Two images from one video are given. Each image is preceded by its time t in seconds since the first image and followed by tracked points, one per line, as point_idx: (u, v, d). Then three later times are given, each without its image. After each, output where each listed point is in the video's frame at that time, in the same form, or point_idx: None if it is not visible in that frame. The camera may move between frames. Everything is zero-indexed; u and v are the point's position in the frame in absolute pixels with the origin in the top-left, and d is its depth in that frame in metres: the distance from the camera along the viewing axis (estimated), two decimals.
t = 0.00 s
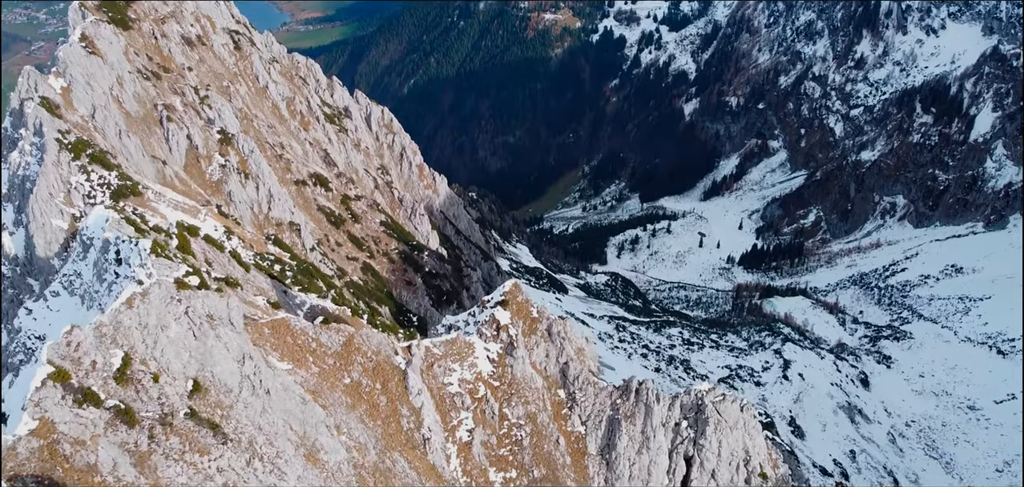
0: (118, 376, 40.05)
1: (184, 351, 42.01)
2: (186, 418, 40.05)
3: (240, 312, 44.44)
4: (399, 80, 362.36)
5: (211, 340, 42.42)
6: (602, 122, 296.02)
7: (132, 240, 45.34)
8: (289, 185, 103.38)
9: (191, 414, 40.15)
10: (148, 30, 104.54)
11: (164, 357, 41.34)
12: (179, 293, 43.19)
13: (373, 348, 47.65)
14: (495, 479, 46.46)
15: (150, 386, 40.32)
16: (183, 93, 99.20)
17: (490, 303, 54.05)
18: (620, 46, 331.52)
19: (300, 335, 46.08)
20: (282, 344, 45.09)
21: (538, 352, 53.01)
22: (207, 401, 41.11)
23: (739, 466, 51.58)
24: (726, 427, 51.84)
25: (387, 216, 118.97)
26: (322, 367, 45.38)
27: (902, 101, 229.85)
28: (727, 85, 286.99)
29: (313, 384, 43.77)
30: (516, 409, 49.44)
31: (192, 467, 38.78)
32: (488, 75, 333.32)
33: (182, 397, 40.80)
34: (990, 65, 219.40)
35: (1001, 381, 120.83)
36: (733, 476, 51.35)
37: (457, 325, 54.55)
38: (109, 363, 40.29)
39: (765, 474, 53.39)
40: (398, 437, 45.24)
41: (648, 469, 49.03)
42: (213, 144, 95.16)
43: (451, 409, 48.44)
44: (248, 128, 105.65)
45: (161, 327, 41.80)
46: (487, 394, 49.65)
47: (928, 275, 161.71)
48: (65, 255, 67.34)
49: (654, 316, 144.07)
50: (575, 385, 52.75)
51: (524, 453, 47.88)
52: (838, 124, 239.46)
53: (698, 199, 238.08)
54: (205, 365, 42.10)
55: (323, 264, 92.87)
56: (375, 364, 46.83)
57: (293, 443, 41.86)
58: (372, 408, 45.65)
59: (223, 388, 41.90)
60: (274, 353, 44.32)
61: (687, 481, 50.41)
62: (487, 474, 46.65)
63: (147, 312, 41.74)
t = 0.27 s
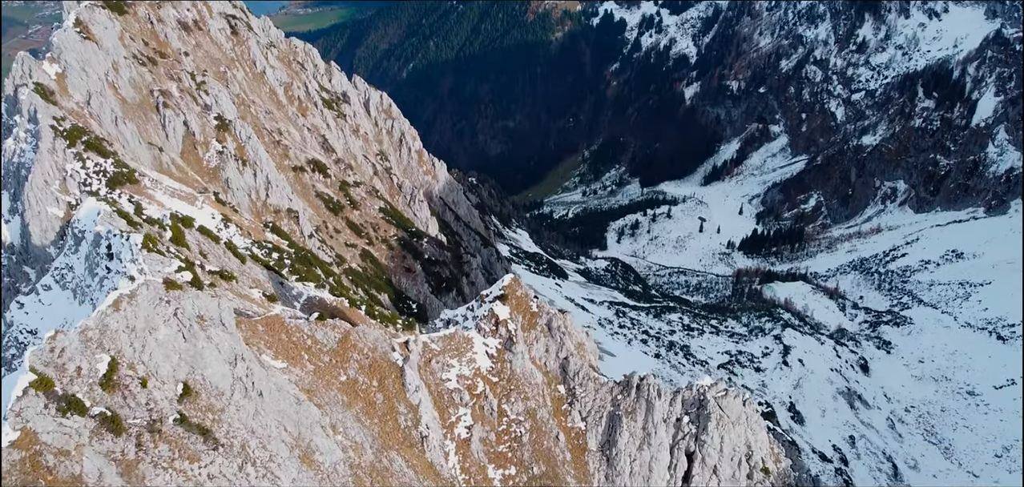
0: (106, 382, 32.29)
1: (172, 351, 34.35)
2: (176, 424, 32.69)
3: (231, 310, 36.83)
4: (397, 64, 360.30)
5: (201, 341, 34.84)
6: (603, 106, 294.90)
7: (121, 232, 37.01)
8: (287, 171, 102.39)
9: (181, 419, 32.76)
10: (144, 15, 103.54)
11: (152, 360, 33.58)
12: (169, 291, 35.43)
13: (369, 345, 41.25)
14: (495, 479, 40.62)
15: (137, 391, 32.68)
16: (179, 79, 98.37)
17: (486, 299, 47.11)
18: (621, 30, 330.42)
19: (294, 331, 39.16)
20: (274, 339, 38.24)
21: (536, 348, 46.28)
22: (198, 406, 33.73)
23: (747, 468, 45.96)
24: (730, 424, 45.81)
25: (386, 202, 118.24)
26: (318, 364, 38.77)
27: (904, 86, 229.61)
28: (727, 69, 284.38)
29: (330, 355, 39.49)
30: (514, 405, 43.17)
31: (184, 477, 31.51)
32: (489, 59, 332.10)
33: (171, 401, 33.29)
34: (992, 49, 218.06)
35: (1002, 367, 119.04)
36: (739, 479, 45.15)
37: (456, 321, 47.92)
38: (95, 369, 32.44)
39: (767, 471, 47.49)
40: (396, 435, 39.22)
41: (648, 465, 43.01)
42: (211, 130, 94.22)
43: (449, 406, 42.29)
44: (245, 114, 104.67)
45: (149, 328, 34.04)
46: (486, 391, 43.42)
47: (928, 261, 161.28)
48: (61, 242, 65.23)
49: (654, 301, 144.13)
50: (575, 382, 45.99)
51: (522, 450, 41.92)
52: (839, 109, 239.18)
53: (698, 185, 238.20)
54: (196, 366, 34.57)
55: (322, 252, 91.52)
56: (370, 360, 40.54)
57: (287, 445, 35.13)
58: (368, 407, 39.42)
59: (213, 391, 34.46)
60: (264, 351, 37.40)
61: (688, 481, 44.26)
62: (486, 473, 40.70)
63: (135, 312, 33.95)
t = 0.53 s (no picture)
0: (92, 388, 27.40)
1: (160, 352, 29.32)
2: (165, 431, 27.87)
3: (220, 307, 31.58)
4: (396, 47, 357.00)
5: (191, 344, 29.81)
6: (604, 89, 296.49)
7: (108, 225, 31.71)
8: (285, 157, 101.36)
9: (171, 425, 27.97)
10: None
11: (139, 363, 28.66)
12: (158, 292, 30.26)
13: (366, 340, 35.77)
14: (496, 477, 35.02)
15: (124, 398, 27.81)
16: (176, 64, 97.16)
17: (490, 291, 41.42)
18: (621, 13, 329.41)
19: (287, 328, 33.55)
20: (268, 337, 32.72)
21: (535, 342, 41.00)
22: (188, 411, 28.78)
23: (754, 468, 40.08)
24: (732, 422, 40.56)
25: (385, 188, 117.35)
26: (313, 363, 33.34)
27: (906, 69, 229.30)
28: (728, 52, 286.20)
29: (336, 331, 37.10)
30: (515, 402, 37.87)
31: None
32: (489, 40, 330.66)
33: (158, 408, 28.33)
34: (996, 32, 215.41)
35: (1002, 352, 115.48)
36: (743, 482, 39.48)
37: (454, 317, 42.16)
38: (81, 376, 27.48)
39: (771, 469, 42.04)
40: (394, 434, 33.73)
41: (650, 461, 37.88)
42: (208, 116, 92.90)
43: (448, 403, 36.49)
44: (242, 99, 103.52)
45: (137, 331, 28.99)
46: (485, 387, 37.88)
47: (929, 246, 159.84)
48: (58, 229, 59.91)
49: (654, 286, 143.70)
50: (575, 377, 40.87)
51: (523, 447, 36.69)
52: (840, 93, 240.08)
53: (698, 169, 238.27)
54: (184, 367, 29.58)
55: (320, 239, 90.88)
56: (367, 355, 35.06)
57: (279, 447, 30.02)
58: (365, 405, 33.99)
59: (203, 394, 29.46)
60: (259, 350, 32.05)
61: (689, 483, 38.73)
62: (485, 470, 35.24)
63: (121, 315, 28.86)
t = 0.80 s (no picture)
0: (75, 398, 26.17)
1: (148, 358, 27.93)
2: (154, 439, 26.67)
3: (211, 307, 30.11)
4: (395, 30, 351.75)
5: (180, 347, 28.41)
6: (604, 74, 298.71)
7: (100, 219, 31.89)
8: (283, 143, 100.23)
9: (158, 434, 26.77)
10: None
11: (126, 369, 27.32)
12: (146, 294, 28.56)
13: (363, 336, 33.76)
14: (495, 475, 33.03)
15: (111, 406, 26.58)
16: (172, 50, 95.66)
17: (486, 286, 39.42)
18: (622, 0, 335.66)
19: (283, 326, 31.68)
20: (262, 335, 30.90)
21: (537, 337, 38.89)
22: (178, 417, 27.55)
23: (761, 464, 37.50)
24: (734, 417, 38.17)
25: (385, 174, 116.23)
26: (309, 361, 31.50)
27: (908, 54, 230.68)
28: (729, 36, 288.70)
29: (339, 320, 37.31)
30: (515, 398, 35.65)
31: None
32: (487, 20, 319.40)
33: (146, 414, 27.06)
34: (1000, 17, 220.19)
35: (1000, 338, 115.42)
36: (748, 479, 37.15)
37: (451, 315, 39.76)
38: (63, 384, 26.24)
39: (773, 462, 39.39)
40: (391, 433, 31.86)
41: (651, 458, 35.78)
42: (204, 102, 91.40)
43: (445, 400, 34.45)
44: (240, 85, 102.30)
45: (124, 336, 27.56)
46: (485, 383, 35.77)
47: (929, 232, 158.79)
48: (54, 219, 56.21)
49: (654, 272, 143.04)
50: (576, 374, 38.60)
51: (523, 444, 34.58)
52: (842, 76, 242.13)
53: (699, 152, 237.74)
54: (174, 371, 28.25)
55: (318, 226, 89.70)
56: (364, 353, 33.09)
57: (270, 450, 28.72)
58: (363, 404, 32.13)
59: (193, 399, 28.21)
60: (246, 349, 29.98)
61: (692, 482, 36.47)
62: (484, 469, 33.33)
63: (108, 321, 27.40)
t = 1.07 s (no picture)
0: (61, 409, 22.24)
1: (137, 365, 23.85)
2: (142, 449, 22.73)
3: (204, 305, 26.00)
4: (395, 14, 350.16)
5: (172, 353, 24.32)
6: (604, 57, 300.29)
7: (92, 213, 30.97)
8: (281, 129, 98.85)
9: (147, 444, 22.77)
10: None
11: (114, 375, 23.40)
12: (134, 298, 24.49)
13: (361, 331, 28.87)
14: (494, 474, 28.42)
15: (97, 416, 22.63)
16: (168, 35, 93.86)
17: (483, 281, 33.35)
18: None
19: (277, 324, 27.29)
20: (256, 334, 26.64)
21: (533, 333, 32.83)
22: (169, 425, 23.51)
23: (764, 461, 34.15)
24: (740, 417, 33.14)
25: (384, 160, 114.74)
26: (302, 361, 26.96)
27: (911, 37, 229.33)
28: (730, 19, 283.34)
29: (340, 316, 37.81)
30: (515, 395, 30.60)
31: None
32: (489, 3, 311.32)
33: (134, 423, 23.07)
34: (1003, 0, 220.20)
35: (1001, 323, 112.16)
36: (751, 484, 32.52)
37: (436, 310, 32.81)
38: (48, 394, 22.32)
39: (777, 461, 35.47)
40: (388, 433, 27.15)
41: (652, 456, 31.05)
42: (201, 88, 89.44)
43: (443, 397, 29.32)
44: (236, 70, 100.93)
45: (111, 342, 23.58)
46: (481, 380, 30.44)
47: (930, 217, 157.40)
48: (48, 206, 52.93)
49: (654, 257, 142.71)
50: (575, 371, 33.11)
51: (524, 442, 29.68)
52: (844, 61, 239.78)
53: (700, 137, 238.10)
54: (163, 377, 24.12)
55: (317, 213, 86.91)
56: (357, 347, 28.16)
57: (264, 454, 24.61)
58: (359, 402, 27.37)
59: (183, 405, 24.09)
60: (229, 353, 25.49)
61: None
62: (483, 468, 28.57)
63: (94, 327, 23.49)
